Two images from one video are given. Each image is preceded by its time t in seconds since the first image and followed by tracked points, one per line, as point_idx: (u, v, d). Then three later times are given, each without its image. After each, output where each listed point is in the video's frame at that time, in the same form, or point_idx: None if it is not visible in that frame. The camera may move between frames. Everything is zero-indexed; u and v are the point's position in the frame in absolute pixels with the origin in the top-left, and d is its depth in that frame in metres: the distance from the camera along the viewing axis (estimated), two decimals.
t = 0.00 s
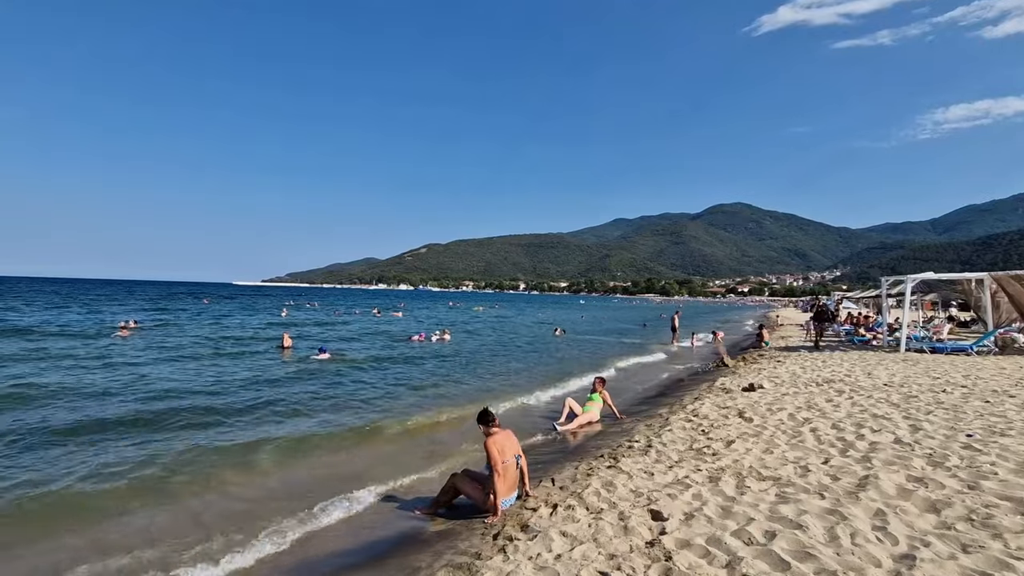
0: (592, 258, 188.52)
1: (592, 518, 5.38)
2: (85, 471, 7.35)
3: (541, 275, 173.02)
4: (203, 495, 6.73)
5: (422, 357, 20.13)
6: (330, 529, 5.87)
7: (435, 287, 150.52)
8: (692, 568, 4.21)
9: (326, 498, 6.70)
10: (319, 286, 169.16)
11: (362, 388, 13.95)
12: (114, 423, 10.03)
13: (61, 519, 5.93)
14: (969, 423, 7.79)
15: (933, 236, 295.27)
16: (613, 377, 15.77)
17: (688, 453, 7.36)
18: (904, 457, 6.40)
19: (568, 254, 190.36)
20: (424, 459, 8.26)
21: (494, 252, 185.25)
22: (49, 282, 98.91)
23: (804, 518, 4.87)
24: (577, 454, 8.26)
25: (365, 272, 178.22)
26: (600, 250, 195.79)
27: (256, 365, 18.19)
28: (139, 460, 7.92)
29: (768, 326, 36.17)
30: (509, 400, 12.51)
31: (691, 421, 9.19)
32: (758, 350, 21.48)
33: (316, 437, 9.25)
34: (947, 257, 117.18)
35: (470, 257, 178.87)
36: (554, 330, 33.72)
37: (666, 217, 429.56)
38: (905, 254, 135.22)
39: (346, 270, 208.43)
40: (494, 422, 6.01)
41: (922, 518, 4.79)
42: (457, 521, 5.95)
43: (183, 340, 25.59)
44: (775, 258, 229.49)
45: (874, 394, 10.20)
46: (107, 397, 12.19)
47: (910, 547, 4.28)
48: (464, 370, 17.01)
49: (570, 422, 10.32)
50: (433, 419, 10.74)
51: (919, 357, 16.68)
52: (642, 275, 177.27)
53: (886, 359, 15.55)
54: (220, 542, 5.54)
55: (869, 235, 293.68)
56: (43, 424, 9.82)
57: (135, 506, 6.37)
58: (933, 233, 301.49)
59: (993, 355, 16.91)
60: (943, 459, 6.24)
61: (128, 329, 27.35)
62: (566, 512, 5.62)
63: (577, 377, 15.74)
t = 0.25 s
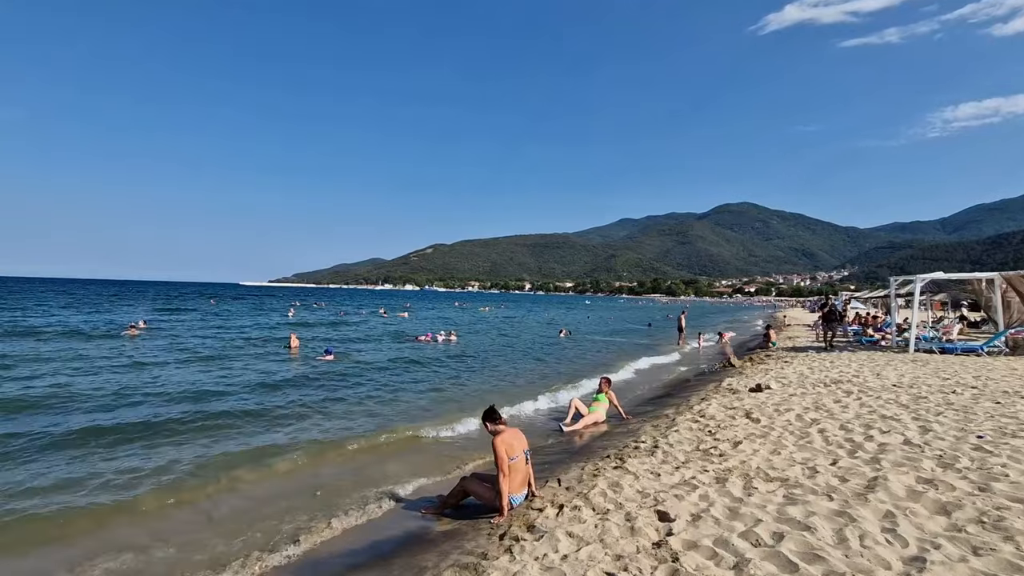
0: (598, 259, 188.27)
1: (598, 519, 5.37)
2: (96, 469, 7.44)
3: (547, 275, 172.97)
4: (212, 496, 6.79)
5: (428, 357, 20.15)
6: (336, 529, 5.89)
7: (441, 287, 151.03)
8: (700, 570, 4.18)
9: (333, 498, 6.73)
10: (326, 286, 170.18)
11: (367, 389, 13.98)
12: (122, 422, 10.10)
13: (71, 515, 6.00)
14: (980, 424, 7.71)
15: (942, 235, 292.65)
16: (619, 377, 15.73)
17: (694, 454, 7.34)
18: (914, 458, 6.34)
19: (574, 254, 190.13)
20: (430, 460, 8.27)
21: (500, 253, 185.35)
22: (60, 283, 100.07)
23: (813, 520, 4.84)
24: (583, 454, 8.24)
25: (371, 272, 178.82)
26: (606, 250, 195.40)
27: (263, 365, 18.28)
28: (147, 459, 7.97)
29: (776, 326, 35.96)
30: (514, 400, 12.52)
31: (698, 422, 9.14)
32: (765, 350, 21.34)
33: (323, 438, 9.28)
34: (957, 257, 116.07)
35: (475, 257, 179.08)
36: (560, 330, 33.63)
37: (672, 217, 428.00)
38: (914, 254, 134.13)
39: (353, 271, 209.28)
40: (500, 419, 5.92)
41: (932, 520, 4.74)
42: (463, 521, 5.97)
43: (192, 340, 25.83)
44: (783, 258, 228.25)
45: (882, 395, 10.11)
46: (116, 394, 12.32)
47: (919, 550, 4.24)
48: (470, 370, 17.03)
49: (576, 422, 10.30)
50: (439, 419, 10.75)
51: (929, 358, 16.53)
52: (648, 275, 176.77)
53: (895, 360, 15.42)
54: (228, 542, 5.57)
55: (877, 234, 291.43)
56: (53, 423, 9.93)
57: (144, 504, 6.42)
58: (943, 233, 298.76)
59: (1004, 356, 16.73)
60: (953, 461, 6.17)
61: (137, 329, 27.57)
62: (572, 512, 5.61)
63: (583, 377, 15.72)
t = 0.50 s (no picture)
0: (612, 259, 187.28)
1: (613, 521, 5.34)
2: (118, 467, 7.60)
3: (560, 276, 172.49)
4: (231, 492, 6.89)
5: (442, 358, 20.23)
6: (352, 528, 5.93)
7: (455, 288, 151.45)
8: (716, 574, 4.15)
9: (349, 497, 6.80)
10: (341, 286, 171.73)
11: (382, 389, 14.07)
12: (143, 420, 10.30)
13: (95, 512, 6.15)
14: (1007, 429, 7.51)
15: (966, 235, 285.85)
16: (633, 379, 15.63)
17: (711, 457, 7.26)
18: (937, 463, 6.20)
19: (588, 255, 189.34)
20: (444, 461, 8.30)
21: (513, 253, 185.26)
22: (85, 284, 102.58)
23: (833, 525, 4.76)
24: (598, 456, 8.20)
25: (385, 273, 179.97)
26: (620, 250, 194.29)
27: (279, 365, 18.49)
28: (168, 458, 8.13)
29: (794, 327, 35.45)
30: (528, 402, 12.50)
31: (714, 424, 9.05)
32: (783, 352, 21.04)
33: (339, 438, 9.36)
34: (982, 258, 113.21)
35: (489, 258, 179.27)
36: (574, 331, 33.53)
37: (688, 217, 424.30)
38: (938, 254, 131.19)
39: (368, 272, 211.08)
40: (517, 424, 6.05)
41: (957, 527, 4.64)
42: (477, 522, 5.98)
43: (211, 339, 26.28)
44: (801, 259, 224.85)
45: (904, 398, 9.91)
46: (138, 392, 12.59)
47: (943, 557, 4.15)
48: (484, 371, 17.05)
49: (590, 423, 10.26)
50: (453, 421, 10.77)
51: (953, 361, 16.16)
52: (663, 276, 175.35)
53: (917, 363, 15.11)
54: (246, 538, 5.65)
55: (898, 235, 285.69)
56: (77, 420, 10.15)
57: (164, 502, 6.54)
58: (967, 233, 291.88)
59: None
60: (979, 466, 6.03)
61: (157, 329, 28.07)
62: (587, 514, 5.59)
63: (597, 379, 15.66)
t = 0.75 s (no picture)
0: (624, 259, 186.45)
1: (626, 522, 5.32)
2: (136, 465, 7.73)
3: (571, 275, 172.11)
4: (246, 490, 6.98)
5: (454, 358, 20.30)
6: (365, 527, 5.97)
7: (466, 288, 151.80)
8: None
9: (362, 496, 6.85)
10: (353, 286, 172.96)
11: (394, 389, 14.16)
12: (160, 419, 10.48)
13: (113, 511, 6.25)
14: None
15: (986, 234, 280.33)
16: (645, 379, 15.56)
17: (724, 458, 7.20)
18: (957, 466, 6.09)
19: (599, 255, 188.72)
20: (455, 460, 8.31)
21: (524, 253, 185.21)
22: (103, 284, 104.30)
23: (849, 528, 4.70)
24: (609, 457, 8.18)
25: (397, 274, 180.87)
26: (632, 250, 193.37)
27: (293, 365, 18.69)
28: (184, 456, 8.26)
29: (809, 327, 35.02)
30: (539, 402, 12.51)
31: (727, 426, 8.98)
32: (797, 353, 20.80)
33: (351, 437, 9.43)
34: (1003, 257, 110.93)
35: (500, 258, 179.39)
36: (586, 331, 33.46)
37: (700, 216, 420.87)
38: (956, 254, 128.83)
39: (379, 272, 212.17)
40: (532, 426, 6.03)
41: (978, 531, 4.55)
42: (489, 522, 5.99)
43: (226, 339, 26.61)
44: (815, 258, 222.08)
45: (922, 400, 9.75)
46: (155, 392, 12.80)
47: (963, 562, 4.08)
48: (495, 371, 17.09)
49: (602, 424, 10.23)
50: (465, 420, 10.81)
51: (972, 362, 15.87)
52: (675, 275, 174.17)
53: (935, 364, 14.86)
54: (261, 536, 5.72)
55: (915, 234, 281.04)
56: (96, 419, 10.35)
57: (181, 500, 6.64)
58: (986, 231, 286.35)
59: None
60: (999, 469, 5.91)
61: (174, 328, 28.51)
62: (599, 515, 5.58)
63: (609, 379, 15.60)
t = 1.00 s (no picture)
0: (632, 259, 185.84)
1: (634, 522, 5.31)
2: (149, 461, 7.82)
3: (579, 275, 171.76)
4: (256, 488, 7.04)
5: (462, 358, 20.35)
6: (373, 525, 5.99)
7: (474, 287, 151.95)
8: None
9: (370, 495, 6.87)
10: (361, 286, 173.76)
11: (402, 389, 14.21)
12: (172, 417, 10.60)
13: (125, 507, 6.32)
14: None
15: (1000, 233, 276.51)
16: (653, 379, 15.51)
17: (733, 459, 7.16)
18: (970, 468, 6.01)
19: (607, 254, 188.20)
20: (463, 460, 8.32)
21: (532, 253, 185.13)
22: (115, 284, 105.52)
23: (860, 530, 4.66)
24: (617, 457, 8.16)
25: (405, 274, 181.42)
26: (640, 249, 192.67)
27: (302, 364, 18.81)
28: (195, 452, 8.34)
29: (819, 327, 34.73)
30: (547, 402, 12.49)
31: (736, 426, 8.92)
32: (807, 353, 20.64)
33: (360, 436, 9.49)
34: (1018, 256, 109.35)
35: (508, 258, 179.46)
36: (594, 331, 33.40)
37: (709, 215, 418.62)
38: (970, 253, 127.20)
39: (387, 272, 212.99)
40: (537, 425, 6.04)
41: (992, 534, 4.49)
42: (496, 521, 6.00)
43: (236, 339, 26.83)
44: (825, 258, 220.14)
45: (935, 401, 9.64)
46: (165, 391, 12.93)
47: (977, 565, 4.03)
48: (503, 371, 17.10)
49: (609, 424, 10.20)
50: (473, 421, 10.83)
51: (986, 362, 15.67)
52: (683, 275, 173.34)
53: (948, 364, 14.69)
54: (270, 534, 5.76)
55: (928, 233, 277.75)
56: (109, 415, 10.49)
57: (193, 497, 6.71)
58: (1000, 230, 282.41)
59: None
60: (1014, 472, 5.83)
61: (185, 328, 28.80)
62: (607, 515, 5.56)
63: (617, 379, 15.55)
